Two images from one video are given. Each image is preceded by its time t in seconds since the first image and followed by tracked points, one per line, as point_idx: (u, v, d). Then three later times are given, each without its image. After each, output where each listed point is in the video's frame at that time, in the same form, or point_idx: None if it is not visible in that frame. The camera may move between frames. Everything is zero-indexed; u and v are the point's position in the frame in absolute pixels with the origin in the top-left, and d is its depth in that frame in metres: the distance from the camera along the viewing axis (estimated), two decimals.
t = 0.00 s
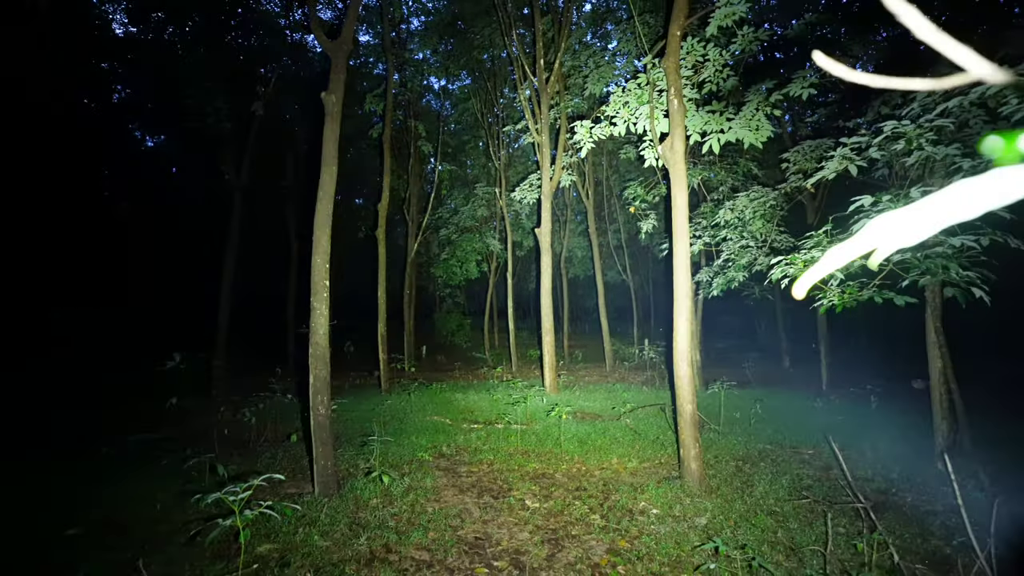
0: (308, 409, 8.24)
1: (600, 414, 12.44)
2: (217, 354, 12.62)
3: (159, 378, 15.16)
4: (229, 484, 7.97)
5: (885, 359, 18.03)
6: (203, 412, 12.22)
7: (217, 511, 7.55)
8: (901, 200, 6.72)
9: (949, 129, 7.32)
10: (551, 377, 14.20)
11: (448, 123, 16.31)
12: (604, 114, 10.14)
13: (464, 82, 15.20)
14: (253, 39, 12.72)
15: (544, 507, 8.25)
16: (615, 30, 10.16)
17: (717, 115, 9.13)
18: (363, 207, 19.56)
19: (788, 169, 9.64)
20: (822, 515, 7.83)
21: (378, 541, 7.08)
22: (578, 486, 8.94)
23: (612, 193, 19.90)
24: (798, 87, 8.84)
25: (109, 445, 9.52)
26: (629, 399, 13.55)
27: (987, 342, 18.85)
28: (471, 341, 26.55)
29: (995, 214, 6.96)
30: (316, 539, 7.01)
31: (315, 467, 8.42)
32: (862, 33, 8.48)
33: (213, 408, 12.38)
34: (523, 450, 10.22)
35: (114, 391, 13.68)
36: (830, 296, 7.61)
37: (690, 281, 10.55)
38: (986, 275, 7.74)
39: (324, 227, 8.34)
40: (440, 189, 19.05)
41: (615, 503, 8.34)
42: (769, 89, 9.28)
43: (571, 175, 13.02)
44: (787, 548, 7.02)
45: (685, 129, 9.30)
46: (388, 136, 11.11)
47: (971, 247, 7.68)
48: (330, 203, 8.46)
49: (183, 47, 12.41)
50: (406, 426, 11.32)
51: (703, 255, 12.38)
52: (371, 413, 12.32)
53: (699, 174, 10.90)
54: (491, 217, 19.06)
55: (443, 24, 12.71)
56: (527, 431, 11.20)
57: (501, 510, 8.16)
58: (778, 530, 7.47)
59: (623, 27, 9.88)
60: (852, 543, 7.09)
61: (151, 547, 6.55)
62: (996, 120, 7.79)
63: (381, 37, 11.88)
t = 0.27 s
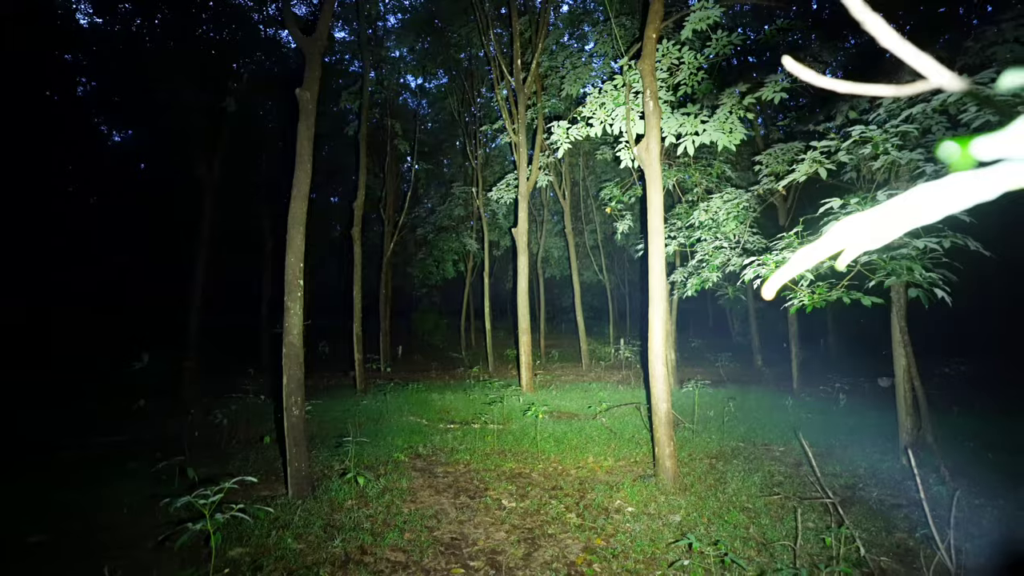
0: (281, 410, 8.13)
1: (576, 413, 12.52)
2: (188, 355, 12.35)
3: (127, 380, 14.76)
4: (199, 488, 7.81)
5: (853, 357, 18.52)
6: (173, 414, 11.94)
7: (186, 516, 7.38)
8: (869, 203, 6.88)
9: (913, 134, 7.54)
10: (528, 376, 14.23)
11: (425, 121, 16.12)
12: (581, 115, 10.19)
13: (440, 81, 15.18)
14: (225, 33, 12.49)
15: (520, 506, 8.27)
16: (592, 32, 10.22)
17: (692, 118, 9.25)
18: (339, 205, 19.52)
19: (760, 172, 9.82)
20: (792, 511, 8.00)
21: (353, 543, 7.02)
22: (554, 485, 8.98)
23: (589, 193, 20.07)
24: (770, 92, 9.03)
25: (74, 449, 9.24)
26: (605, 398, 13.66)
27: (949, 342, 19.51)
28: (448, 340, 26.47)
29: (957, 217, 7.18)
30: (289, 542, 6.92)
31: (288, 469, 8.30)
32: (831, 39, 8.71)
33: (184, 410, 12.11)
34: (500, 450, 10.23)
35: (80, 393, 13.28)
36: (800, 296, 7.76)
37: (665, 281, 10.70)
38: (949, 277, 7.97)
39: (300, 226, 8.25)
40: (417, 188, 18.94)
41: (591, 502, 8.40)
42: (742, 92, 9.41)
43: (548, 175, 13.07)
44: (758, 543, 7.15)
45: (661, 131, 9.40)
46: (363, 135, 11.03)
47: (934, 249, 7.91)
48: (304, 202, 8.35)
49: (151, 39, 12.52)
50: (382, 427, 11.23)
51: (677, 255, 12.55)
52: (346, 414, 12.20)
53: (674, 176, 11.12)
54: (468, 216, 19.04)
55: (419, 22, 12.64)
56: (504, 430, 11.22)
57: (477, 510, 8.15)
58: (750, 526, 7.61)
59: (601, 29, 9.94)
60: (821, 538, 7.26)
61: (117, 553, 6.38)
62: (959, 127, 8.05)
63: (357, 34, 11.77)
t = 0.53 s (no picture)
0: (248, 411, 7.98)
1: (547, 412, 12.59)
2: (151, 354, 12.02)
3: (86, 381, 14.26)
4: (162, 491, 7.62)
5: (817, 355, 19.08)
6: (135, 416, 11.60)
7: (148, 520, 7.19)
8: (830, 205, 7.07)
9: (872, 139, 7.79)
10: (499, 376, 14.25)
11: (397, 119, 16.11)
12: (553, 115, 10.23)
13: (412, 78, 15.11)
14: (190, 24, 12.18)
15: (491, 505, 8.29)
16: (564, 33, 10.27)
17: (662, 120, 9.38)
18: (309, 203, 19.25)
19: (728, 174, 10.02)
20: (756, 505, 8.21)
21: (321, 545, 6.94)
22: (524, 483, 9.03)
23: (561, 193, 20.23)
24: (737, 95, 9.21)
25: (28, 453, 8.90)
26: (576, 397, 13.78)
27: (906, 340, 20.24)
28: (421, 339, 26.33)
29: (913, 220, 7.44)
30: (255, 545, 6.80)
31: (255, 471, 8.16)
32: (797, 45, 8.95)
33: (147, 412, 11.77)
34: (470, 449, 10.24)
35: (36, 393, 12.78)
36: (766, 296, 7.91)
37: (636, 280, 10.84)
38: (906, 278, 8.26)
39: (267, 223, 8.12)
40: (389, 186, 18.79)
41: (561, 500, 8.48)
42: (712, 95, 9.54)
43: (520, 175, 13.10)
44: (724, 538, 7.32)
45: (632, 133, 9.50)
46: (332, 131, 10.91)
47: (892, 251, 8.18)
48: (272, 200, 8.21)
49: (111, 29, 13.01)
50: (351, 428, 11.13)
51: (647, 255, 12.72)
52: (314, 414, 12.04)
53: (644, 177, 11.27)
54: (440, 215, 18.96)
55: (391, 18, 12.54)
56: (474, 429, 11.24)
57: (448, 510, 8.14)
58: (716, 521, 7.78)
59: (573, 30, 10.00)
60: (784, 531, 7.46)
61: (74, 561, 6.18)
62: (915, 133, 8.36)
63: (328, 29, 11.63)
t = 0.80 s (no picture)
0: (218, 412, 7.83)
1: (521, 411, 12.63)
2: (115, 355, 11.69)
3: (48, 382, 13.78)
4: (126, 496, 7.42)
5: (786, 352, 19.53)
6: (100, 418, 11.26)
7: (112, 526, 7.00)
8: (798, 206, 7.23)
9: (839, 142, 8.01)
10: (474, 375, 14.25)
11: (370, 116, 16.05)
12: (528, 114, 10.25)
13: (386, 75, 15.01)
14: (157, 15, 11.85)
15: (465, 504, 8.28)
16: (540, 32, 10.30)
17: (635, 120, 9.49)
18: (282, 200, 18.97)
19: (699, 175, 10.18)
20: (727, 501, 8.36)
21: (293, 548, 6.85)
22: (499, 483, 9.04)
23: (536, 192, 20.30)
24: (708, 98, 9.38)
25: None
26: (550, 396, 13.83)
27: (871, 338, 20.87)
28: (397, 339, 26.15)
29: (876, 221, 7.67)
30: (225, 549, 6.68)
31: (224, 473, 8.00)
32: (766, 48, 9.14)
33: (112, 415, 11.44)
34: (445, 449, 10.23)
35: None
36: (737, 295, 8.04)
37: (609, 280, 10.95)
38: (870, 277, 8.49)
39: (237, 220, 7.97)
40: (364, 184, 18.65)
41: (534, 498, 8.53)
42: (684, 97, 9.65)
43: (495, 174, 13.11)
44: (695, 533, 7.44)
45: (606, 133, 9.57)
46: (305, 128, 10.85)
47: (856, 251, 8.41)
48: (243, 196, 8.07)
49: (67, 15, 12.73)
50: (323, 429, 11.00)
51: (621, 255, 12.88)
52: (286, 415, 11.87)
53: (618, 177, 11.39)
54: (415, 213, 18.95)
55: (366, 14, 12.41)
56: (449, 429, 11.22)
57: (422, 510, 8.10)
58: (688, 516, 7.90)
59: (548, 30, 10.04)
60: (753, 525, 7.62)
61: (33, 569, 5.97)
62: (877, 137, 8.63)
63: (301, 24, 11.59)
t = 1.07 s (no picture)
0: (199, 411, 7.72)
1: (505, 410, 12.65)
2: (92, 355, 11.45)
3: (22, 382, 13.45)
4: (104, 498, 7.29)
5: (768, 350, 19.78)
6: (76, 419, 11.04)
7: (89, 529, 6.87)
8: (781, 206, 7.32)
9: (819, 143, 8.14)
10: (458, 373, 14.24)
11: (353, 112, 16.44)
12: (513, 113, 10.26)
13: (370, 72, 14.92)
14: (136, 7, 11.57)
15: (450, 503, 8.28)
16: (525, 31, 10.31)
17: (620, 120, 9.52)
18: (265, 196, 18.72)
19: (683, 174, 10.26)
20: (710, 497, 8.44)
21: (275, 548, 6.79)
22: (483, 481, 9.04)
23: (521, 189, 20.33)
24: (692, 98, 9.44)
25: None
26: (534, 394, 13.87)
27: (851, 336, 21.25)
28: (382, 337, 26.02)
29: (855, 221, 7.77)
30: (206, 551, 6.60)
31: (205, 474, 7.90)
32: (749, 50, 9.16)
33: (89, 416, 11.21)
34: (429, 447, 10.21)
35: None
36: (719, 294, 8.09)
37: (594, 278, 10.98)
38: (849, 277, 8.61)
39: (219, 217, 7.88)
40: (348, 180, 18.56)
41: (519, 496, 8.55)
42: (666, 97, 9.87)
43: (480, 171, 13.10)
44: (679, 530, 7.51)
45: (590, 132, 9.62)
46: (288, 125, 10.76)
47: (837, 251, 8.52)
48: (224, 193, 7.98)
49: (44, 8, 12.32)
50: (306, 428, 10.91)
51: (605, 254, 12.95)
52: (268, 415, 11.76)
53: (603, 175, 11.44)
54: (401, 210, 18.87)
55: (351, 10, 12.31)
56: (433, 427, 11.20)
57: (407, 509, 8.08)
58: (672, 513, 7.97)
59: (533, 28, 10.05)
60: (735, 521, 7.71)
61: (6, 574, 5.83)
62: (857, 139, 8.75)
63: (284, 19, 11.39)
